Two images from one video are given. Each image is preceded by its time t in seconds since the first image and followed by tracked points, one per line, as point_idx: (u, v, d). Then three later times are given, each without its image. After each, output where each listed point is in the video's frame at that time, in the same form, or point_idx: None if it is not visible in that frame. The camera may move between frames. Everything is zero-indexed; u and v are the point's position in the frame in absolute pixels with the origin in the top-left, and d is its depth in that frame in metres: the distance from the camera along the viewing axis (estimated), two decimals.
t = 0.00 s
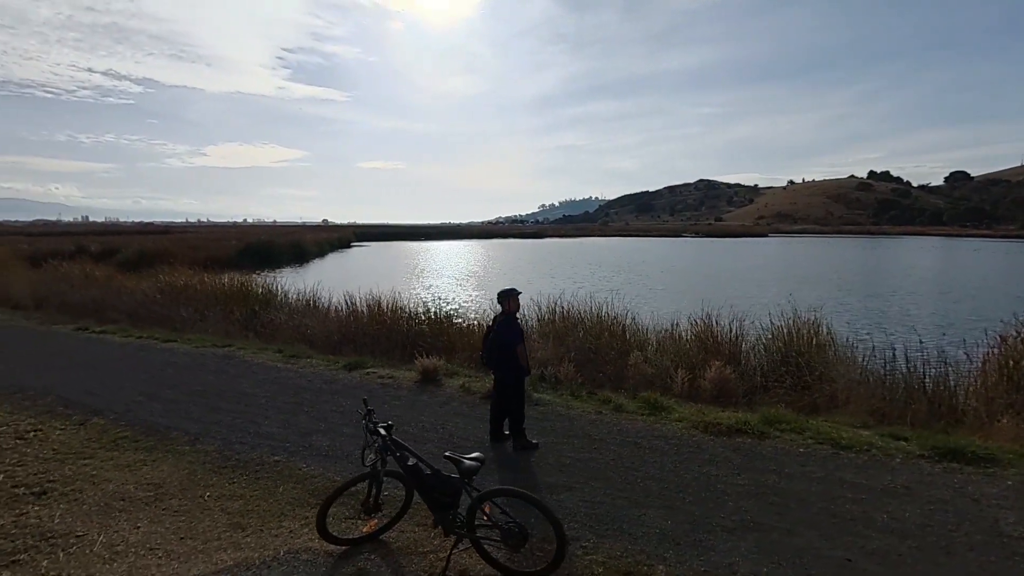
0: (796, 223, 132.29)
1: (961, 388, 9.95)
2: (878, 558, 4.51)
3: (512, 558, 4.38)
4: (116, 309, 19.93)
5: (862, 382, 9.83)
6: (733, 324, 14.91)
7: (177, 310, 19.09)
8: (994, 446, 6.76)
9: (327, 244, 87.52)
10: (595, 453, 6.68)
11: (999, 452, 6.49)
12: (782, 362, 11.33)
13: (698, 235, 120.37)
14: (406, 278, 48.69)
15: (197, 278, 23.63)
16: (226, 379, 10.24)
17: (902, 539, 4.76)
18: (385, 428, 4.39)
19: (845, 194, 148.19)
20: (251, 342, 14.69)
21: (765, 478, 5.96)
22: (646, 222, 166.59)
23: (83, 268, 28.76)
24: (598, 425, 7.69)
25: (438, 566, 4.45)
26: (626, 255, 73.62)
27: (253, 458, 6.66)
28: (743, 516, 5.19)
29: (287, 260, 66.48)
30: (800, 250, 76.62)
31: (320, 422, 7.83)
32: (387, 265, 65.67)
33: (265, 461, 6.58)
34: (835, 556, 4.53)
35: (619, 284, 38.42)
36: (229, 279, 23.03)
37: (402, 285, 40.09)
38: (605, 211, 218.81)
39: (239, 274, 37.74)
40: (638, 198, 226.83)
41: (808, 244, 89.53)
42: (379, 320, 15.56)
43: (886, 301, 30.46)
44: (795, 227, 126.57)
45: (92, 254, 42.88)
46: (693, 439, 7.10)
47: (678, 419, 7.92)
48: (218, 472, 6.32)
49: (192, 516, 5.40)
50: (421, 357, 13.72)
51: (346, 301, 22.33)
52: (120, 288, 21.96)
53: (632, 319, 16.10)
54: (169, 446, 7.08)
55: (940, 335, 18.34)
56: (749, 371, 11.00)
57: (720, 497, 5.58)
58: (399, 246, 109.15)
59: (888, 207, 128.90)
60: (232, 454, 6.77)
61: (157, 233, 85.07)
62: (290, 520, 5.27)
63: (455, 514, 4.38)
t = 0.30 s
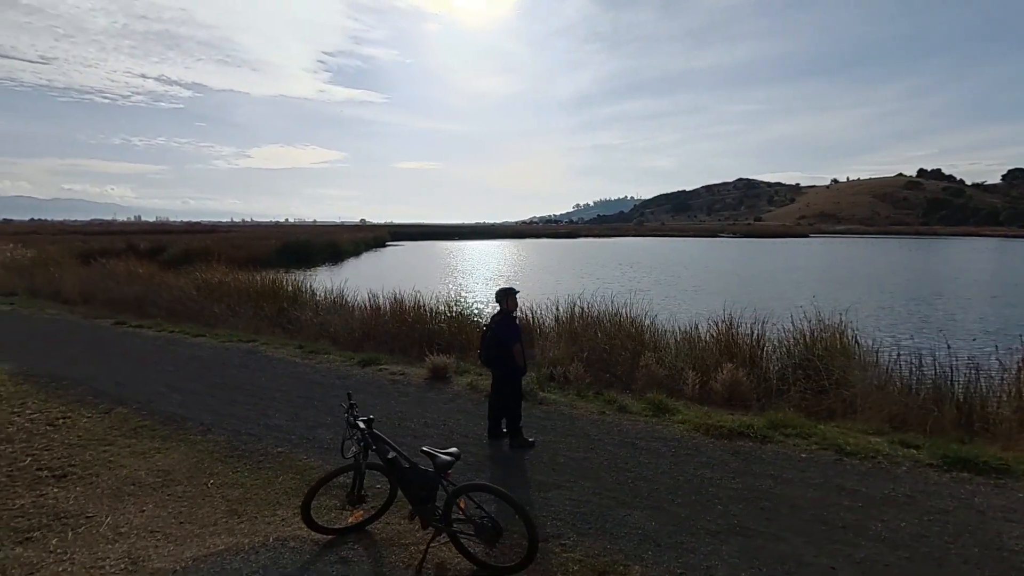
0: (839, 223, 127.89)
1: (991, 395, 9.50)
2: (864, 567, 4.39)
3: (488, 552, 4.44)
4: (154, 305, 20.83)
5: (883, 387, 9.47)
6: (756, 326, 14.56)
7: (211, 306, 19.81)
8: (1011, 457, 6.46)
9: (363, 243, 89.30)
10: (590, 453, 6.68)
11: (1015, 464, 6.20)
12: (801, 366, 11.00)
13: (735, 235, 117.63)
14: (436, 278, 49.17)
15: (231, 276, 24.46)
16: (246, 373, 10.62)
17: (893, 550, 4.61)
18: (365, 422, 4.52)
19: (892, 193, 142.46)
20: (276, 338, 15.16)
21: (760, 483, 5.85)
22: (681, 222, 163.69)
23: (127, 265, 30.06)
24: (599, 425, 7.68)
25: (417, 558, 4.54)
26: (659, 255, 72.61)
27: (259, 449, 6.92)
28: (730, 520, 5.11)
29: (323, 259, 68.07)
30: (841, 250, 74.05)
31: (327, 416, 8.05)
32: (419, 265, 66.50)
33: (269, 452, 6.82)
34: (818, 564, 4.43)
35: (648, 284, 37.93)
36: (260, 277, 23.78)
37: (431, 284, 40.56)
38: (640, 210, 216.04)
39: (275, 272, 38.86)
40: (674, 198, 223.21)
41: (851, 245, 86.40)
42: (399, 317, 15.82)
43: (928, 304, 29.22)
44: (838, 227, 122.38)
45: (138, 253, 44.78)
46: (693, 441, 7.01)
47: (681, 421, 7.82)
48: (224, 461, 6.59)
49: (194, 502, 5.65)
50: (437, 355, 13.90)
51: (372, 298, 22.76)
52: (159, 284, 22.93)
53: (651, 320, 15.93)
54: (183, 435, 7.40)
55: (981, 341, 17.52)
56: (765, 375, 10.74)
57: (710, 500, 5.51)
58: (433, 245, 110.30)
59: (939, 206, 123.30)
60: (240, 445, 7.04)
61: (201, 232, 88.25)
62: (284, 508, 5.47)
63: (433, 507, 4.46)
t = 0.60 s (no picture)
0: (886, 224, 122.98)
1: None
2: None
3: (470, 550, 4.48)
4: (192, 304, 21.66)
5: (908, 394, 9.09)
6: (782, 329, 14.17)
7: (243, 305, 20.47)
8: None
9: (397, 244, 90.68)
10: (588, 455, 6.65)
11: None
12: (824, 371, 10.66)
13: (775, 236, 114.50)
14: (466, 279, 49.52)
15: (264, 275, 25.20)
16: (267, 370, 10.96)
17: (887, 562, 4.44)
18: (350, 419, 4.62)
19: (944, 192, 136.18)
20: (301, 336, 15.57)
21: (758, 490, 5.72)
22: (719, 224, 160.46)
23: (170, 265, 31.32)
24: (602, 427, 7.63)
25: (401, 553, 4.62)
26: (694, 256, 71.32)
27: (267, 442, 7.14)
28: (720, 526, 5.02)
29: (358, 259, 69.43)
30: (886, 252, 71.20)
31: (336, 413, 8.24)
32: (451, 266, 67.11)
33: (276, 446, 7.04)
34: (804, 573, 4.31)
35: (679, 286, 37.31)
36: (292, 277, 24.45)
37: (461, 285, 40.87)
38: (677, 211, 212.62)
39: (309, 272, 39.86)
40: (712, 198, 218.83)
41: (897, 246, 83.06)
42: (420, 317, 16.02)
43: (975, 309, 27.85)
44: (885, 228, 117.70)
45: (182, 254, 46.55)
46: (695, 445, 6.89)
47: (688, 425, 7.69)
48: (233, 453, 6.83)
49: (200, 492, 5.88)
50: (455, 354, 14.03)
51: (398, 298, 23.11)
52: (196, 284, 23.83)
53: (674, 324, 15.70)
54: (198, 428, 7.70)
55: None
56: (785, 380, 10.46)
57: (704, 505, 5.42)
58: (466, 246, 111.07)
59: (995, 206, 117.18)
60: (250, 438, 7.28)
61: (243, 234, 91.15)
62: (282, 501, 5.63)
63: (416, 503, 4.53)
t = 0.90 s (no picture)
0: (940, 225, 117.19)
1: None
2: None
3: (452, 547, 4.50)
4: (228, 302, 22.45)
5: (936, 401, 8.68)
6: (810, 332, 13.71)
7: (276, 303, 21.08)
8: None
9: (433, 245, 91.74)
10: (587, 457, 6.60)
11: None
12: (849, 375, 10.26)
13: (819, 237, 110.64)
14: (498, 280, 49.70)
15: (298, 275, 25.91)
16: (288, 366, 11.27)
17: None
18: (337, 415, 4.74)
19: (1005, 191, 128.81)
20: (326, 334, 15.94)
21: (756, 498, 5.56)
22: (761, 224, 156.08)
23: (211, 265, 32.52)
24: (606, 429, 7.56)
25: (385, 548, 4.69)
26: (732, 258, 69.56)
27: (277, 436, 7.37)
28: (710, 533, 4.91)
29: (394, 259, 70.56)
30: (939, 254, 67.77)
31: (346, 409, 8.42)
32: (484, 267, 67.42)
33: (285, 440, 7.25)
34: None
35: (712, 289, 36.47)
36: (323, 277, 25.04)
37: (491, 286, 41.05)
38: (716, 211, 207.94)
39: (344, 273, 40.72)
40: (754, 198, 213.09)
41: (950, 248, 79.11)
42: (442, 317, 16.20)
43: None
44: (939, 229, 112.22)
45: (225, 254, 48.25)
46: (699, 450, 6.75)
47: (694, 429, 7.55)
48: (243, 446, 7.07)
49: (206, 482, 6.11)
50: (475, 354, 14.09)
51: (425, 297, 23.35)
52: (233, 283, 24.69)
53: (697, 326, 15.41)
54: (214, 422, 8.00)
55: None
56: (806, 385, 10.13)
57: (697, 510, 5.31)
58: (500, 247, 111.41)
59: None
60: (261, 432, 7.52)
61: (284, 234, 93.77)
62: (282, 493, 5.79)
63: (400, 499, 4.59)
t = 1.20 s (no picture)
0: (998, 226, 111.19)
1: None
2: None
3: (435, 545, 4.53)
4: (261, 300, 23.14)
5: (965, 412, 8.27)
6: (839, 337, 13.24)
7: (306, 301, 21.62)
8: None
9: (467, 246, 92.47)
10: (586, 459, 6.54)
11: None
12: (875, 381, 9.86)
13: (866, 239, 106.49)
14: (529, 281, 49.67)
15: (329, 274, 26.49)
16: (307, 363, 11.54)
17: None
18: (325, 412, 4.83)
19: None
20: (350, 332, 16.24)
21: (754, 507, 5.40)
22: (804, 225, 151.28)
23: (249, 263, 33.56)
24: (610, 432, 7.47)
25: (372, 543, 4.76)
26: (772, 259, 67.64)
27: (286, 431, 7.56)
28: (699, 541, 4.79)
29: (428, 259, 71.42)
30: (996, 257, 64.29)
31: (356, 406, 8.57)
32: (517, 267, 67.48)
33: (292, 435, 7.43)
34: None
35: (746, 292, 35.58)
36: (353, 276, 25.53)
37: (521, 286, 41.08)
38: (757, 212, 202.64)
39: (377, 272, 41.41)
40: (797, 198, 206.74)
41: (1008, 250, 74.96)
42: (463, 317, 16.31)
43: None
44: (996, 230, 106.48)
45: (264, 253, 49.69)
46: (702, 456, 6.60)
47: (701, 434, 7.38)
48: (253, 440, 7.28)
49: (213, 474, 6.31)
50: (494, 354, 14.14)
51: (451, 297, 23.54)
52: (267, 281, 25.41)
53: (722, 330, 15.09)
54: (229, 416, 8.26)
55: None
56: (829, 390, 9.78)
57: (690, 517, 5.20)
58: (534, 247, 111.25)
59: None
60: (271, 427, 7.72)
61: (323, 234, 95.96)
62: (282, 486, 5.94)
63: (385, 496, 4.64)
